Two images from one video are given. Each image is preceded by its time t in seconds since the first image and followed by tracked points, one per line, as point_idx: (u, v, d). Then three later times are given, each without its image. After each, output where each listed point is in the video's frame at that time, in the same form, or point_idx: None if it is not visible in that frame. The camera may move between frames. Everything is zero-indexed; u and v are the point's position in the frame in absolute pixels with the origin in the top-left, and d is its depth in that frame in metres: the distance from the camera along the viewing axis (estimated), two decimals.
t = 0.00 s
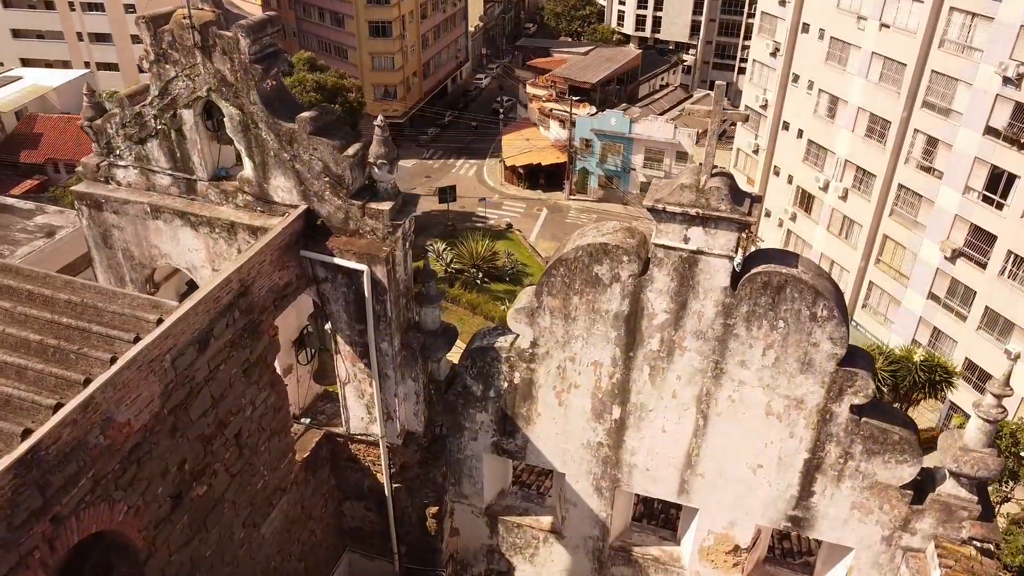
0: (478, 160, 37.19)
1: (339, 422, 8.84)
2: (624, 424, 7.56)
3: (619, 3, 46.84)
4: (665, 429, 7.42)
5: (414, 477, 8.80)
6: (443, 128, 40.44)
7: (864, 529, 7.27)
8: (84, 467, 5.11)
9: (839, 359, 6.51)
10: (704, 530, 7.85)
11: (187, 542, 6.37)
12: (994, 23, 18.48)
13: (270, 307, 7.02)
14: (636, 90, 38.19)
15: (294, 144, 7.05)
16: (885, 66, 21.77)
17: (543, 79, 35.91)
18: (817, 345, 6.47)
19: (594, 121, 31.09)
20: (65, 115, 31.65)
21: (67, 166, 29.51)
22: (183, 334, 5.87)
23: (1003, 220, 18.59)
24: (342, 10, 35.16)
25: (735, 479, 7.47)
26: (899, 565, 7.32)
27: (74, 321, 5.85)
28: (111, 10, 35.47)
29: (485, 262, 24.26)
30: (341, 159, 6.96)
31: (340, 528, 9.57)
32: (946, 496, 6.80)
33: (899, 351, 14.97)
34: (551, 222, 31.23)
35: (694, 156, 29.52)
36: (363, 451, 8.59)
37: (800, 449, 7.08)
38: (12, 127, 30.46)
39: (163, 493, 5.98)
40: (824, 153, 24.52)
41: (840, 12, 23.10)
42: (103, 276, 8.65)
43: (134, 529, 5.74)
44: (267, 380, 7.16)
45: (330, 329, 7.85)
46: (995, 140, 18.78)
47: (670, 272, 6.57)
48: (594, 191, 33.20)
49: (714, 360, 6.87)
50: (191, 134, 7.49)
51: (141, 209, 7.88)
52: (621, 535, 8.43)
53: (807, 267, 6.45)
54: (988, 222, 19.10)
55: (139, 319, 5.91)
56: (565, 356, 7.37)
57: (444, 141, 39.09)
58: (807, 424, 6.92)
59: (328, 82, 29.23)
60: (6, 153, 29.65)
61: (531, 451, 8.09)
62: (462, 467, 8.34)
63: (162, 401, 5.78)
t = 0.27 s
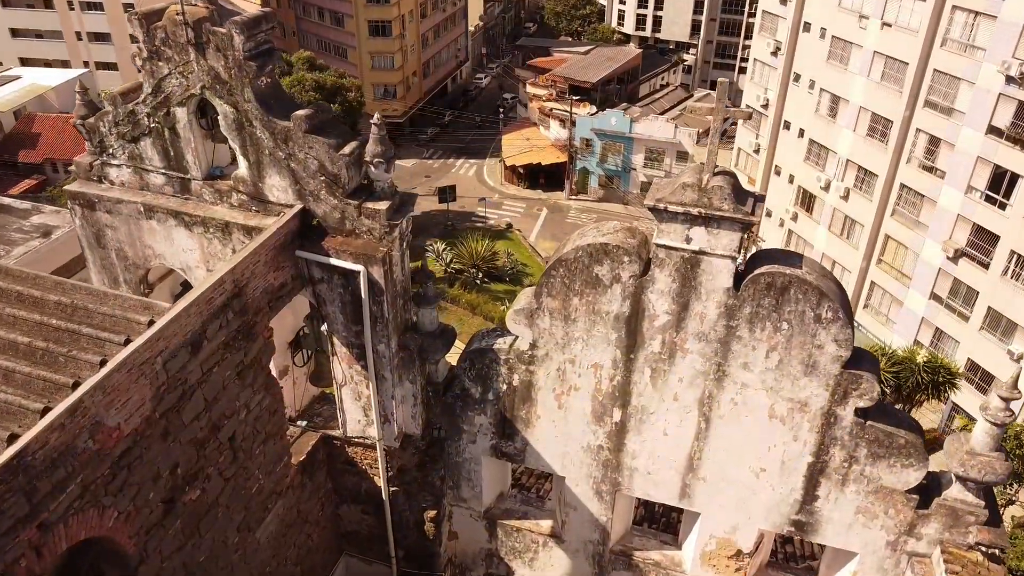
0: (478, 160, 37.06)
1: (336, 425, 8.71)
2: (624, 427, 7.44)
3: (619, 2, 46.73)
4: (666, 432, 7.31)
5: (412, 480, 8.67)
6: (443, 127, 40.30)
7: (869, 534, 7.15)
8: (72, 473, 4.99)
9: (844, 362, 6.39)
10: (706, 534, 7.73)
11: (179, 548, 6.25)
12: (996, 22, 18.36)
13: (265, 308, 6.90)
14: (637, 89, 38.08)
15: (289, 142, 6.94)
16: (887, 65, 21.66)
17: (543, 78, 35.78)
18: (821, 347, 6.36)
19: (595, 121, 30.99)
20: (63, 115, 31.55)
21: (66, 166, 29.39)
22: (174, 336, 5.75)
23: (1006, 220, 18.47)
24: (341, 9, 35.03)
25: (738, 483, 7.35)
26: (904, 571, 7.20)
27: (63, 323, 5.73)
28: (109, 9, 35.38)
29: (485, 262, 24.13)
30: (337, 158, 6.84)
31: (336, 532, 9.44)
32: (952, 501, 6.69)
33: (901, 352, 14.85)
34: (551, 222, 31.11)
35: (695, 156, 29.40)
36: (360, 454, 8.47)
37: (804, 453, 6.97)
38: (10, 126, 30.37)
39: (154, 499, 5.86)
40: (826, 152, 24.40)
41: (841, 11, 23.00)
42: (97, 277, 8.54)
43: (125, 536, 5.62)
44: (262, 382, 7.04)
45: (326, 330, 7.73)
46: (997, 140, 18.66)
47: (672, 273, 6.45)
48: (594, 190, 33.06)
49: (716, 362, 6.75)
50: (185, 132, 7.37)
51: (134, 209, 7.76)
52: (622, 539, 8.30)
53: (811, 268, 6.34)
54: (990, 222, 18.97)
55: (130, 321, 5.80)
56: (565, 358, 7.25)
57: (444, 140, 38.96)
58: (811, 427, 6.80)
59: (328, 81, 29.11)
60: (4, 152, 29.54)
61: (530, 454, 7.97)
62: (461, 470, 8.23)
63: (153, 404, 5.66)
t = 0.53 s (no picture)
0: (478, 159, 36.94)
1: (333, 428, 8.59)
2: (625, 431, 7.32)
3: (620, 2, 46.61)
4: (668, 436, 7.19)
5: (410, 484, 8.54)
6: (443, 127, 40.19)
7: (874, 539, 7.03)
8: (60, 479, 4.87)
9: (849, 365, 6.27)
10: (708, 540, 7.62)
11: (171, 555, 6.13)
12: (999, 21, 18.24)
13: (259, 309, 6.78)
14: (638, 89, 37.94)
15: (284, 141, 6.81)
16: (889, 65, 21.53)
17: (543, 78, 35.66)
18: (826, 350, 6.24)
19: (595, 120, 30.88)
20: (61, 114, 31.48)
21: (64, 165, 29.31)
22: (166, 338, 5.63)
23: (1009, 220, 18.35)
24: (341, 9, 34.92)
25: (740, 488, 7.23)
26: None
27: (52, 325, 5.61)
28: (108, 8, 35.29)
29: (485, 262, 24.02)
30: (333, 157, 6.72)
31: (334, 536, 9.31)
32: (959, 507, 6.56)
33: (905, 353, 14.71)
34: (551, 222, 31.00)
35: (696, 156, 29.29)
36: (357, 458, 8.35)
37: (808, 457, 6.85)
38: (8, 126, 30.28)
39: (146, 505, 5.74)
40: (828, 152, 24.27)
41: (842, 11, 22.89)
42: (90, 278, 8.42)
43: (115, 543, 5.49)
44: (257, 385, 6.92)
45: (322, 333, 7.61)
46: (1000, 139, 18.53)
47: (674, 274, 6.33)
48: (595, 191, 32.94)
49: (719, 365, 6.63)
50: (178, 131, 7.24)
51: (128, 209, 7.64)
52: (623, 544, 8.18)
53: (815, 269, 6.21)
54: (993, 222, 18.84)
55: (121, 324, 5.68)
56: (565, 361, 7.13)
57: (444, 140, 38.84)
58: (815, 431, 6.68)
59: (327, 81, 29.00)
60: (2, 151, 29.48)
61: (530, 458, 7.85)
62: (459, 474, 8.10)
63: (144, 409, 5.54)
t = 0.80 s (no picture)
0: (478, 159, 36.82)
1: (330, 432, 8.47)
2: (627, 435, 7.20)
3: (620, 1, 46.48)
4: (670, 441, 7.06)
5: (408, 489, 8.42)
6: (443, 127, 40.06)
7: (880, 546, 6.91)
8: (48, 487, 4.75)
9: (855, 369, 6.15)
10: (711, 546, 7.50)
11: (163, 563, 6.00)
12: (1003, 20, 18.12)
13: (253, 312, 6.65)
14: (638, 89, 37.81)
15: (280, 141, 6.69)
16: (891, 64, 21.41)
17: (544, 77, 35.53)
18: (832, 353, 6.11)
19: (596, 120, 30.77)
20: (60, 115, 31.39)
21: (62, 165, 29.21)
22: (157, 342, 5.51)
23: (1012, 220, 18.22)
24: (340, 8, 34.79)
25: (744, 494, 7.11)
26: None
27: (41, 329, 5.49)
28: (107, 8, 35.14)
29: (485, 263, 23.90)
30: (330, 157, 6.59)
31: (331, 541, 9.19)
32: (967, 513, 6.43)
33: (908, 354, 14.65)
34: (551, 222, 30.88)
35: (697, 156, 29.18)
36: (355, 462, 8.22)
37: (813, 463, 6.72)
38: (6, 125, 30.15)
39: (137, 513, 5.62)
40: (829, 151, 24.14)
41: (844, 10, 22.77)
42: (83, 280, 8.29)
43: (105, 552, 5.37)
44: (252, 389, 6.79)
45: (319, 336, 7.49)
46: (1003, 139, 18.41)
47: (677, 276, 6.20)
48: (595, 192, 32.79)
49: (722, 369, 6.50)
50: (172, 131, 7.12)
51: (121, 209, 7.51)
52: (624, 550, 8.06)
53: (821, 271, 6.08)
54: (996, 222, 18.71)
55: (112, 327, 5.56)
56: (565, 364, 7.01)
57: (443, 140, 38.72)
58: (821, 436, 6.56)
59: (326, 80, 28.83)
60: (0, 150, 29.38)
61: (530, 463, 7.73)
62: (458, 478, 7.98)
63: (135, 415, 5.42)
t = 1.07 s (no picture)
0: (478, 159, 36.68)
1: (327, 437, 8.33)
2: (629, 441, 7.06)
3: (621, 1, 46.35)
4: (673, 447, 6.93)
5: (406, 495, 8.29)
6: (443, 127, 39.93)
7: (887, 554, 6.77)
8: (34, 497, 4.62)
9: (862, 375, 6.02)
10: (715, 553, 7.37)
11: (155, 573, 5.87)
12: (1006, 19, 17.99)
13: (248, 316, 6.52)
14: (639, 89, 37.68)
15: (275, 142, 6.56)
16: (894, 64, 21.28)
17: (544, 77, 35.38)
18: (838, 359, 5.98)
19: (596, 120, 30.64)
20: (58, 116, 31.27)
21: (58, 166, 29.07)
22: (149, 348, 5.37)
23: (1016, 221, 18.07)
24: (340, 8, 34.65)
25: (748, 501, 6.98)
26: None
27: (29, 335, 5.36)
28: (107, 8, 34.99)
29: (485, 263, 23.78)
30: (326, 158, 6.46)
31: (328, 547, 9.06)
32: (976, 521, 6.30)
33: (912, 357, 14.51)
34: (552, 223, 30.75)
35: (697, 156, 29.08)
36: (352, 468, 8.09)
37: (819, 470, 6.59)
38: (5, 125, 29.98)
39: (128, 522, 5.48)
40: (831, 152, 24.01)
41: (846, 9, 22.63)
42: (76, 283, 8.16)
43: (94, 563, 5.24)
44: (247, 395, 6.66)
45: (316, 340, 7.36)
46: (1007, 139, 18.27)
47: (680, 280, 6.07)
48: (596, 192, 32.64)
49: (726, 375, 6.37)
50: (165, 131, 6.98)
51: (114, 211, 7.39)
52: (626, 557, 7.95)
53: (828, 275, 5.95)
54: (1000, 223, 18.57)
55: (102, 333, 5.43)
56: (566, 369, 6.88)
57: (443, 140, 38.59)
58: (827, 443, 6.43)
59: (326, 80, 28.72)
60: None
61: (530, 469, 7.60)
62: (457, 484, 7.85)
63: (125, 422, 5.28)
